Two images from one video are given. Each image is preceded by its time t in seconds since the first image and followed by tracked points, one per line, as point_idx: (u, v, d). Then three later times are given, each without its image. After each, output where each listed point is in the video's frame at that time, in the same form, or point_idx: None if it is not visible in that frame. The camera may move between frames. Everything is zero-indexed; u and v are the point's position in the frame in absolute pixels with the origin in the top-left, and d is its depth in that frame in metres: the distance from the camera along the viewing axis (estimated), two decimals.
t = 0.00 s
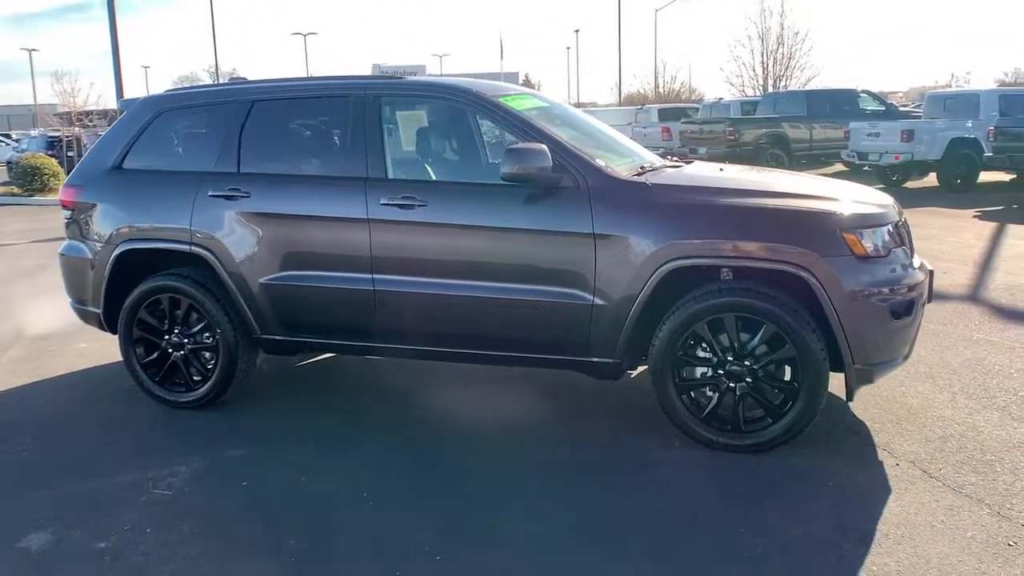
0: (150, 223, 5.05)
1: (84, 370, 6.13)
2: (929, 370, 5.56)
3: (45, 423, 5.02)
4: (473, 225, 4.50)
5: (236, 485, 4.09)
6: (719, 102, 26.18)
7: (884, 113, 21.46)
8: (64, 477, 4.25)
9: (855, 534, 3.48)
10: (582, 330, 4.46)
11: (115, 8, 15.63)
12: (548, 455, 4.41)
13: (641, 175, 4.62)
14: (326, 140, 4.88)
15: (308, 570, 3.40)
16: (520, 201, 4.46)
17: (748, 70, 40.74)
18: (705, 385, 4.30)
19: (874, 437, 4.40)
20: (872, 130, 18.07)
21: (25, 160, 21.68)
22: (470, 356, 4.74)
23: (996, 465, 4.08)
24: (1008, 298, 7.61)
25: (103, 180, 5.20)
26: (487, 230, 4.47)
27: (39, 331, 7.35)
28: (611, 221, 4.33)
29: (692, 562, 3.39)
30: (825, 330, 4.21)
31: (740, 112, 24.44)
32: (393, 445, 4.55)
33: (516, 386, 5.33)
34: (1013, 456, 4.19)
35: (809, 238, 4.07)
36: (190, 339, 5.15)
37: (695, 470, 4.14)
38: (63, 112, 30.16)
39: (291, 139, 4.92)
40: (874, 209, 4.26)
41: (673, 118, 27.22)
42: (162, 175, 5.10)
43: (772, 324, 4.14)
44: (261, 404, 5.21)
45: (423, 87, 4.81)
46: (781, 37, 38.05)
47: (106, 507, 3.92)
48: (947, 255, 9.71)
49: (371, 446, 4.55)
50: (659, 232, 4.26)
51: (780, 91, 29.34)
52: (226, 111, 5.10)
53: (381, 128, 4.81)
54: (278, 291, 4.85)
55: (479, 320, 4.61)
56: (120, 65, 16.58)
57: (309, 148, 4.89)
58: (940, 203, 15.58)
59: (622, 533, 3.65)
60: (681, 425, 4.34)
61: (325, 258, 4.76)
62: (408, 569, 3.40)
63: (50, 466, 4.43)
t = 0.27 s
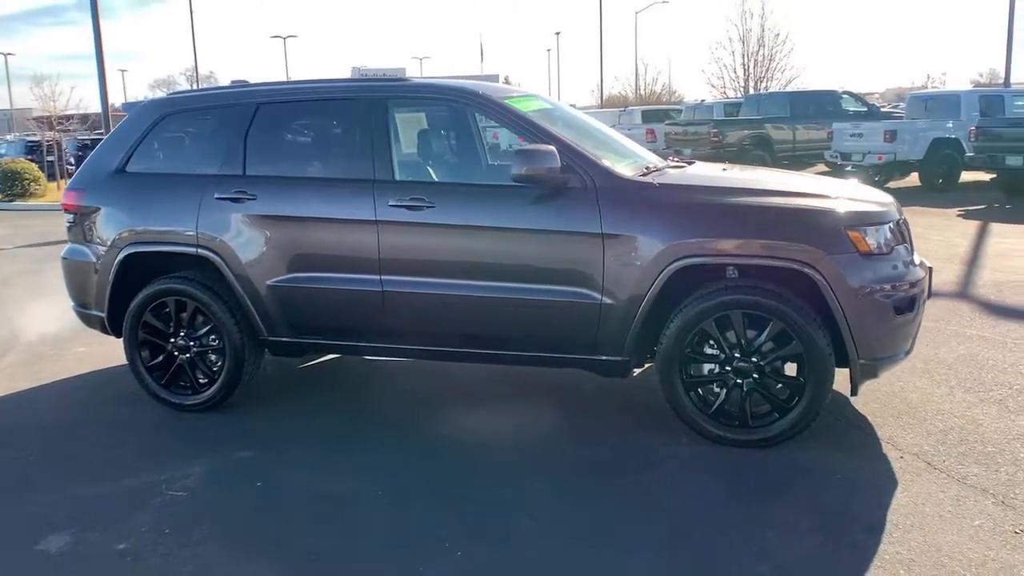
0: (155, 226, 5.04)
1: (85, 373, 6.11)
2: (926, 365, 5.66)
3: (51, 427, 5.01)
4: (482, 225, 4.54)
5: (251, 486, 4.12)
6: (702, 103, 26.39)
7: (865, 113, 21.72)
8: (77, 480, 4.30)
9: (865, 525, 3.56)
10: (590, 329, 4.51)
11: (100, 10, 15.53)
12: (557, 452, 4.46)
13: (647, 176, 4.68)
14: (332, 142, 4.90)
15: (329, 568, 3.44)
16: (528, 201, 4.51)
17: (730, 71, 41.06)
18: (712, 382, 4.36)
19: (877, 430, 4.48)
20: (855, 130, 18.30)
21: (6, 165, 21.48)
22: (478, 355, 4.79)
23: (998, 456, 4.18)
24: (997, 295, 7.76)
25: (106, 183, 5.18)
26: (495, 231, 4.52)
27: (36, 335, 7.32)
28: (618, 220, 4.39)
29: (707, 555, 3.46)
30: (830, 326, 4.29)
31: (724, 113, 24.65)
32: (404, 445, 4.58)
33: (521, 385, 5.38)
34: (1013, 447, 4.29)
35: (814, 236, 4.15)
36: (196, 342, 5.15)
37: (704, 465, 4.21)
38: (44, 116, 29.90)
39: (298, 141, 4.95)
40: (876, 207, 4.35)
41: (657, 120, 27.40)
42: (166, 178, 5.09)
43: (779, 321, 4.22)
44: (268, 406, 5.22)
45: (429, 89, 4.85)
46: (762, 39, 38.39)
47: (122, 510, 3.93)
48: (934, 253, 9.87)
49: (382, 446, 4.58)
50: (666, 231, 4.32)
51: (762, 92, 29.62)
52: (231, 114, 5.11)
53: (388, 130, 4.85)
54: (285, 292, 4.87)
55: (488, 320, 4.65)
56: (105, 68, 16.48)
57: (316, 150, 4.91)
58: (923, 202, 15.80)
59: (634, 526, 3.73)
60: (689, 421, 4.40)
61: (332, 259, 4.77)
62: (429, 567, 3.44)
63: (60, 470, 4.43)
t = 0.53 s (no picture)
0: (158, 226, 5.02)
1: (84, 374, 6.07)
2: (923, 359, 5.73)
3: (53, 429, 4.98)
4: (488, 223, 4.55)
5: (261, 485, 4.11)
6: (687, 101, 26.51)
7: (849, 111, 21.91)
8: (84, 480, 4.27)
9: (876, 516, 3.61)
10: (596, 325, 4.53)
11: (84, 9, 15.38)
12: (566, 448, 4.48)
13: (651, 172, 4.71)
14: (336, 140, 4.89)
15: (346, 566, 3.44)
16: (534, 198, 4.53)
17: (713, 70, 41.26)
18: (718, 377, 4.39)
19: (881, 423, 4.54)
20: (840, 128, 18.45)
21: None
22: (484, 352, 4.80)
23: (1001, 448, 4.24)
24: (987, 289, 7.86)
25: (107, 183, 5.17)
26: (502, 228, 4.53)
27: (30, 337, 7.25)
28: (624, 217, 4.41)
29: (722, 548, 3.49)
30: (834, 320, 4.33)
31: (709, 111, 24.77)
32: (412, 443, 4.59)
33: (525, 382, 5.39)
34: (1014, 438, 4.36)
35: (819, 231, 4.19)
36: (199, 341, 5.13)
37: (712, 459, 4.24)
38: (24, 117, 29.59)
39: (301, 140, 4.93)
40: (878, 202, 4.40)
41: (642, 118, 27.50)
42: (168, 178, 5.07)
43: (784, 315, 4.25)
44: (272, 406, 5.21)
45: (433, 87, 4.86)
46: (745, 38, 38.61)
47: (132, 510, 3.91)
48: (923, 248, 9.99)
49: (390, 444, 4.58)
50: (673, 227, 4.35)
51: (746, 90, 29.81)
52: (233, 113, 5.09)
53: (392, 128, 4.84)
54: (290, 291, 4.86)
55: (494, 317, 4.66)
56: (89, 68, 16.32)
57: (319, 148, 4.90)
58: (908, 199, 15.96)
59: (647, 520, 3.76)
60: (695, 416, 4.43)
61: (337, 258, 4.77)
62: (446, 563, 3.45)
63: (66, 471, 4.40)
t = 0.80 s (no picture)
0: (161, 228, 4.97)
1: (83, 379, 6.01)
2: (926, 357, 5.77)
3: (56, 433, 4.92)
4: (496, 223, 4.54)
5: (272, 488, 4.07)
6: (676, 103, 26.60)
7: (837, 112, 22.05)
8: (91, 485, 4.23)
9: (891, 512, 3.62)
10: (606, 324, 4.53)
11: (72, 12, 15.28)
12: (576, 447, 4.47)
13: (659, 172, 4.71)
14: (342, 141, 4.87)
15: (363, 568, 3.42)
16: (543, 198, 4.52)
17: (700, 72, 41.43)
18: (728, 375, 4.40)
19: (889, 420, 4.56)
20: (829, 129, 18.56)
21: None
22: (492, 353, 4.78)
23: (1009, 444, 4.27)
24: (983, 288, 7.92)
25: (108, 185, 5.12)
26: (510, 228, 4.52)
27: (26, 341, 7.18)
28: (634, 216, 4.41)
29: (739, 545, 3.50)
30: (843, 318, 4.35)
31: (698, 113, 24.86)
32: (421, 445, 4.56)
33: (531, 382, 5.38)
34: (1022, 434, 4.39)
35: (829, 230, 4.21)
36: (203, 344, 5.09)
37: (724, 457, 4.25)
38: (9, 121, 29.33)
39: (306, 141, 4.91)
40: (885, 200, 4.42)
41: (631, 120, 27.57)
42: (171, 179, 5.03)
43: (794, 314, 4.27)
44: (277, 408, 5.17)
45: (440, 88, 4.85)
46: (731, 40, 38.80)
47: (143, 514, 3.87)
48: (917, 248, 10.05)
49: (399, 446, 4.56)
50: (682, 226, 4.35)
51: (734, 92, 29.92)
52: (237, 114, 5.06)
53: (398, 128, 4.83)
54: (296, 293, 4.83)
55: (502, 317, 4.65)
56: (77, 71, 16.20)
57: (325, 149, 4.88)
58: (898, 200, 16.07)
59: (662, 519, 3.76)
60: (706, 415, 4.43)
61: (343, 259, 4.74)
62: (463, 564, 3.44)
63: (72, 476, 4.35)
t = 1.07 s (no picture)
0: (165, 232, 4.93)
1: (83, 384, 5.95)
2: (928, 358, 5.81)
3: (59, 440, 4.87)
4: (506, 226, 4.54)
5: (284, 494, 4.05)
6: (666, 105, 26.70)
7: (826, 115, 22.18)
8: (99, 491, 4.19)
9: (906, 513, 3.64)
10: (615, 327, 4.53)
11: (62, 15, 15.19)
12: (586, 450, 4.47)
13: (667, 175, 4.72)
14: (350, 144, 4.86)
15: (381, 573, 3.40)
16: (552, 201, 4.52)
17: (687, 75, 41.59)
18: (738, 377, 4.42)
19: (896, 421, 4.59)
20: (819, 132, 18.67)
21: None
22: (501, 356, 4.77)
23: (1016, 444, 4.30)
24: (979, 289, 7.99)
25: (112, 188, 5.07)
26: (519, 231, 4.52)
27: (22, 347, 7.11)
28: (644, 219, 4.41)
29: (756, 548, 3.50)
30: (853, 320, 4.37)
31: (687, 116, 24.96)
32: (431, 449, 4.55)
33: (537, 385, 5.38)
34: None
35: (838, 232, 4.23)
36: (208, 349, 5.06)
37: (735, 459, 4.26)
38: None
39: (314, 144, 4.89)
40: (893, 202, 4.45)
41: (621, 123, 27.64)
42: (176, 183, 4.99)
43: (804, 316, 4.29)
44: (283, 413, 5.15)
45: (448, 91, 4.85)
46: (719, 43, 38.98)
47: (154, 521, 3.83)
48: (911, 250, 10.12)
49: (409, 451, 4.54)
50: (693, 228, 4.35)
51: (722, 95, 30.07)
52: (243, 116, 5.04)
53: (406, 132, 4.82)
54: (303, 297, 4.81)
55: (511, 321, 4.64)
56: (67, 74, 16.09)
57: (332, 152, 4.86)
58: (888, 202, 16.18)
59: (677, 521, 3.76)
60: (716, 417, 4.45)
61: (351, 262, 4.73)
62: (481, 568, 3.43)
63: (79, 482, 4.31)
